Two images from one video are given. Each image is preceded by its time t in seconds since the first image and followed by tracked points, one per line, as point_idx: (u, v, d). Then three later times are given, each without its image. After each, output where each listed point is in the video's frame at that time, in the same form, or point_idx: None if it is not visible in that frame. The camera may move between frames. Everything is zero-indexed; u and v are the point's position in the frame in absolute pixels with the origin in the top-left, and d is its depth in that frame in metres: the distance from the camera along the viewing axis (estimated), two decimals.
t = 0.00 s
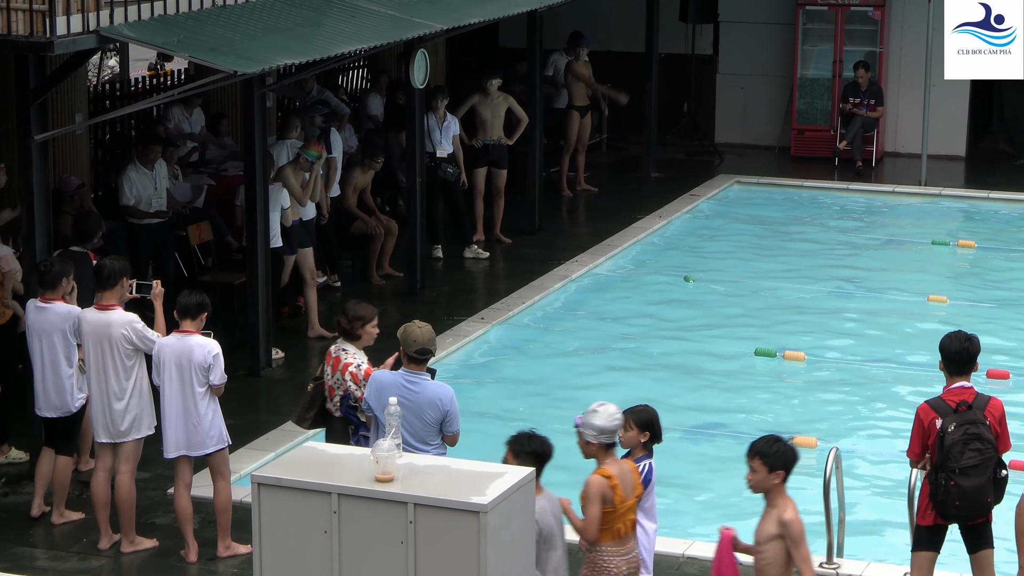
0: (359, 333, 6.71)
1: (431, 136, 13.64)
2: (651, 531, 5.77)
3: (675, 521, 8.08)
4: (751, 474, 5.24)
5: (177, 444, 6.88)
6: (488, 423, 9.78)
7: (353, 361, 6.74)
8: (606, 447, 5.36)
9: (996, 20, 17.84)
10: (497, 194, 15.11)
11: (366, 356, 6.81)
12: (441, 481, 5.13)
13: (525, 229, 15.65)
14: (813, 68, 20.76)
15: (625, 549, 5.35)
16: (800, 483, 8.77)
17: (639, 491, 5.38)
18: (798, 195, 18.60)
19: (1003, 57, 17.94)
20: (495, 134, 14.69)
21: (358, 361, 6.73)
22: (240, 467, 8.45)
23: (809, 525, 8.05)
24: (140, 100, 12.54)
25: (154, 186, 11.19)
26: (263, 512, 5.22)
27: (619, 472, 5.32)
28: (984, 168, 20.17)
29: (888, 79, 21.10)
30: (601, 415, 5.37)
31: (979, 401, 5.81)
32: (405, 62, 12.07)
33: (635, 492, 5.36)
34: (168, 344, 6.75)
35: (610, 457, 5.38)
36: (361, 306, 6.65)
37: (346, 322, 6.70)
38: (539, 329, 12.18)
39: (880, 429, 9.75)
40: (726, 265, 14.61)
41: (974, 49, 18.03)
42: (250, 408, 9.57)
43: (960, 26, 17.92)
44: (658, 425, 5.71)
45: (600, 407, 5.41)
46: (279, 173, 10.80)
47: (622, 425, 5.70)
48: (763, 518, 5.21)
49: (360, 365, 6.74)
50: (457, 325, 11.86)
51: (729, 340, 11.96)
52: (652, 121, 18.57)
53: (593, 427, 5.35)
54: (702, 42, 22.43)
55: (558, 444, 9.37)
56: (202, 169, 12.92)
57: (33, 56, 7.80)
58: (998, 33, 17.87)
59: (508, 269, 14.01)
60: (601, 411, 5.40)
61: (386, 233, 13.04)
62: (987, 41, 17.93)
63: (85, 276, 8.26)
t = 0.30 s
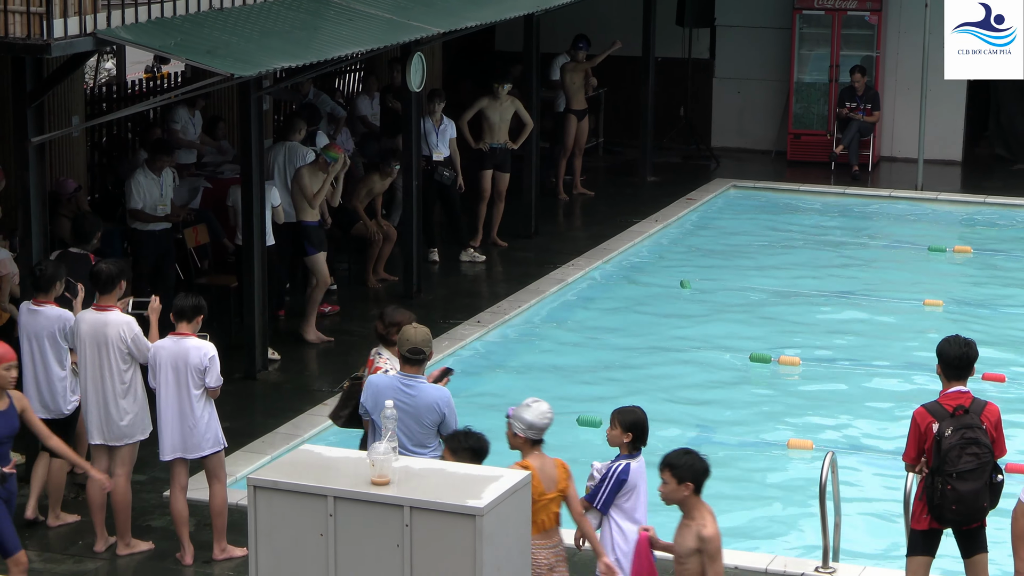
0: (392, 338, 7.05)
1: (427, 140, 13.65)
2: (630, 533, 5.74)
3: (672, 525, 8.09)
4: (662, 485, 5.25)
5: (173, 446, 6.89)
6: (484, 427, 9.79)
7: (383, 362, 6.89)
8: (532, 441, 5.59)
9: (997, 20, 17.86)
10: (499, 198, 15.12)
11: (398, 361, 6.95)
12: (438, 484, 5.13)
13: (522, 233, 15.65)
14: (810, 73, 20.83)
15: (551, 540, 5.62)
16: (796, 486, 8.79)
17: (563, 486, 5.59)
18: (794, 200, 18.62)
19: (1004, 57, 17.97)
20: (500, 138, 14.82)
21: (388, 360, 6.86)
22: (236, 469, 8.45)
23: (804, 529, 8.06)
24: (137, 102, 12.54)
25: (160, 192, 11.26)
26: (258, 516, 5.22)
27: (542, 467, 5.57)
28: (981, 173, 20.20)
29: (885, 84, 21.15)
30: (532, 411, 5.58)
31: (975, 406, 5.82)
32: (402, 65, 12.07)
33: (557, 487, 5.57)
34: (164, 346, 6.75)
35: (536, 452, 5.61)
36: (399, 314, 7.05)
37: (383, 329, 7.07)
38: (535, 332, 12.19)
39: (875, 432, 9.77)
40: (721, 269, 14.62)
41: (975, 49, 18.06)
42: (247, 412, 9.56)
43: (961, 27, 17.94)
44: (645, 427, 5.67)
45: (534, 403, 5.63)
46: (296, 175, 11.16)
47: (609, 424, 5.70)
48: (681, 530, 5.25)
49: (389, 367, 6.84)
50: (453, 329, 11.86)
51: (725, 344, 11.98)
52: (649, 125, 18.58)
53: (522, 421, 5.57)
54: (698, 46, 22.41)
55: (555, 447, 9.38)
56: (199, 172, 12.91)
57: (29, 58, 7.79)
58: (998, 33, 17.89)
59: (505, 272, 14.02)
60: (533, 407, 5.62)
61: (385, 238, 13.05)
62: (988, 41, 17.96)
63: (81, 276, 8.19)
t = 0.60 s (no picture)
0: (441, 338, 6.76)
1: (426, 143, 13.60)
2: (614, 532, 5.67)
3: (670, 529, 8.09)
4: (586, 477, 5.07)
5: (170, 449, 6.88)
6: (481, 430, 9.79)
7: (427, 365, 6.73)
8: (464, 425, 5.80)
9: (997, 20, 17.86)
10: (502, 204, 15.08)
11: (443, 362, 6.81)
12: (435, 487, 5.14)
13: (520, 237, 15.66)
14: (808, 77, 20.87)
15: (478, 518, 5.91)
16: (793, 489, 8.79)
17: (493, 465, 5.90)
18: (792, 203, 18.63)
19: (1004, 57, 17.99)
20: (506, 144, 14.81)
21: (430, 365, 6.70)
22: (233, 472, 8.45)
23: (802, 532, 8.07)
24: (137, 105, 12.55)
25: (171, 194, 11.09)
26: (256, 518, 5.22)
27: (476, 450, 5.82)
28: (979, 176, 20.22)
29: (883, 87, 21.17)
30: (464, 396, 5.79)
31: (973, 409, 5.83)
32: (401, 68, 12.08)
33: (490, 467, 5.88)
34: (162, 349, 6.77)
35: (466, 435, 5.84)
36: (449, 314, 6.72)
37: (430, 327, 6.75)
38: (533, 335, 12.20)
39: (872, 436, 9.78)
40: (719, 273, 14.64)
41: (974, 49, 18.06)
42: (245, 415, 9.56)
43: (961, 27, 17.95)
44: (636, 428, 5.67)
45: (466, 388, 5.83)
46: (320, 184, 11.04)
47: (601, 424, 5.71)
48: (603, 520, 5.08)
49: (431, 371, 6.69)
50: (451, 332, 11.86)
51: (722, 347, 11.98)
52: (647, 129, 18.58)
53: (457, 407, 5.76)
54: (696, 50, 22.44)
55: (552, 450, 9.38)
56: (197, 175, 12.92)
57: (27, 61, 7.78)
58: (999, 33, 17.91)
59: (503, 275, 14.02)
60: (466, 392, 5.81)
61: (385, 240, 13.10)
62: (988, 42, 17.98)
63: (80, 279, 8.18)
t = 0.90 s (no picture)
0: (489, 346, 6.48)
1: (423, 145, 13.57)
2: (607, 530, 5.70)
3: (669, 530, 8.08)
4: (520, 463, 5.58)
5: (169, 450, 6.87)
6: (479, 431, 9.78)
7: (467, 371, 6.55)
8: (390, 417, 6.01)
9: (996, 20, 17.82)
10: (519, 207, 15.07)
11: (487, 368, 6.58)
12: (434, 488, 5.13)
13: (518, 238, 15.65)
14: (805, 78, 20.86)
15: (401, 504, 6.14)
16: (791, 490, 8.78)
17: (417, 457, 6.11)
18: (790, 204, 18.64)
19: (1004, 57, 18.07)
20: (520, 147, 14.76)
21: (470, 370, 6.53)
22: (231, 474, 8.44)
23: (801, 533, 8.06)
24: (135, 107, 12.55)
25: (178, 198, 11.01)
26: (254, 520, 5.22)
27: (401, 441, 6.03)
28: (976, 177, 20.23)
29: (880, 88, 21.18)
30: (388, 388, 6.17)
31: (972, 408, 5.84)
32: (397, 70, 12.07)
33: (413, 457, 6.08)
34: (159, 351, 6.75)
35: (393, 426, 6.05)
36: (500, 322, 6.48)
37: (478, 331, 6.49)
38: (531, 336, 12.19)
39: (870, 437, 9.77)
40: (717, 274, 14.63)
41: (974, 49, 18.10)
42: (242, 417, 9.55)
43: (961, 26, 17.92)
44: (626, 426, 5.65)
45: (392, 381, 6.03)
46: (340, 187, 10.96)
47: (591, 424, 5.67)
48: (535, 501, 5.59)
49: (469, 377, 6.53)
50: (448, 333, 11.86)
51: (721, 348, 11.97)
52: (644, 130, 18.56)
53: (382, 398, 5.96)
54: (693, 51, 22.46)
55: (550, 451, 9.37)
56: (195, 176, 12.92)
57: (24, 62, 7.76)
58: (998, 33, 17.91)
59: (502, 277, 14.01)
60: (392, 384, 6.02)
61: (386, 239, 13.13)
62: (988, 41, 18.01)
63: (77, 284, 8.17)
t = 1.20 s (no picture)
0: (552, 349, 6.15)
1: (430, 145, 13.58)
2: (593, 531, 5.77)
3: (675, 530, 8.06)
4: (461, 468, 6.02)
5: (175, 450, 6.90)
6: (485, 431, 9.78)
7: (527, 374, 6.19)
8: (326, 408, 6.12)
9: (996, 20, 17.85)
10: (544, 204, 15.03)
11: (546, 371, 6.24)
12: (439, 488, 5.13)
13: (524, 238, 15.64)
14: (811, 77, 20.83)
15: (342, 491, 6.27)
16: (796, 491, 8.76)
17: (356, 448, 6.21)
18: (796, 204, 18.62)
19: (1004, 57, 17.97)
20: (540, 148, 14.62)
21: (530, 373, 6.18)
22: (238, 474, 8.45)
23: (808, 534, 8.04)
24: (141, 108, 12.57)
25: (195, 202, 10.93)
26: (260, 519, 5.22)
27: (335, 431, 6.15)
28: (983, 177, 20.18)
29: (887, 89, 21.16)
30: (327, 380, 6.05)
31: (979, 409, 5.83)
32: (404, 70, 12.08)
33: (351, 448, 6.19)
34: (164, 351, 6.75)
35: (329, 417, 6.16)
36: (564, 324, 6.15)
37: (542, 333, 6.15)
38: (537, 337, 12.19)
39: (877, 437, 9.75)
40: (723, 274, 14.61)
41: (975, 49, 18.03)
42: (246, 416, 9.55)
43: (960, 27, 17.94)
44: (616, 426, 5.66)
45: (330, 373, 6.10)
46: (366, 188, 10.84)
47: (582, 424, 5.70)
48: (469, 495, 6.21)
49: (530, 380, 6.18)
50: (455, 334, 11.86)
51: (728, 349, 11.95)
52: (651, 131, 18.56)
53: (319, 390, 6.05)
54: (700, 51, 22.46)
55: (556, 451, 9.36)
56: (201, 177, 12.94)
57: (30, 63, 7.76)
58: (999, 33, 17.89)
59: (509, 277, 14.01)
60: (329, 376, 6.09)
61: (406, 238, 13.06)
62: (988, 41, 17.95)
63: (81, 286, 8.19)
